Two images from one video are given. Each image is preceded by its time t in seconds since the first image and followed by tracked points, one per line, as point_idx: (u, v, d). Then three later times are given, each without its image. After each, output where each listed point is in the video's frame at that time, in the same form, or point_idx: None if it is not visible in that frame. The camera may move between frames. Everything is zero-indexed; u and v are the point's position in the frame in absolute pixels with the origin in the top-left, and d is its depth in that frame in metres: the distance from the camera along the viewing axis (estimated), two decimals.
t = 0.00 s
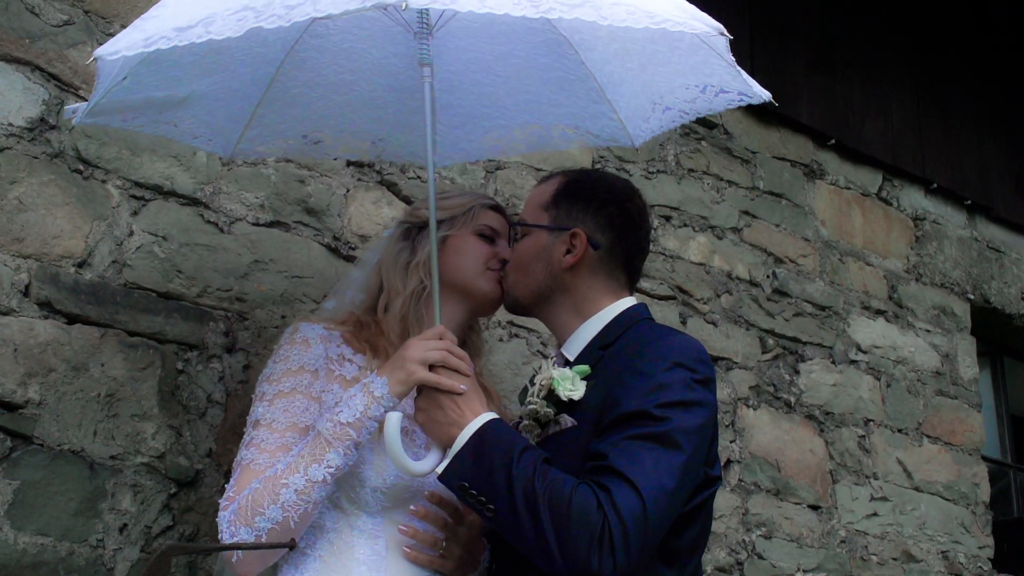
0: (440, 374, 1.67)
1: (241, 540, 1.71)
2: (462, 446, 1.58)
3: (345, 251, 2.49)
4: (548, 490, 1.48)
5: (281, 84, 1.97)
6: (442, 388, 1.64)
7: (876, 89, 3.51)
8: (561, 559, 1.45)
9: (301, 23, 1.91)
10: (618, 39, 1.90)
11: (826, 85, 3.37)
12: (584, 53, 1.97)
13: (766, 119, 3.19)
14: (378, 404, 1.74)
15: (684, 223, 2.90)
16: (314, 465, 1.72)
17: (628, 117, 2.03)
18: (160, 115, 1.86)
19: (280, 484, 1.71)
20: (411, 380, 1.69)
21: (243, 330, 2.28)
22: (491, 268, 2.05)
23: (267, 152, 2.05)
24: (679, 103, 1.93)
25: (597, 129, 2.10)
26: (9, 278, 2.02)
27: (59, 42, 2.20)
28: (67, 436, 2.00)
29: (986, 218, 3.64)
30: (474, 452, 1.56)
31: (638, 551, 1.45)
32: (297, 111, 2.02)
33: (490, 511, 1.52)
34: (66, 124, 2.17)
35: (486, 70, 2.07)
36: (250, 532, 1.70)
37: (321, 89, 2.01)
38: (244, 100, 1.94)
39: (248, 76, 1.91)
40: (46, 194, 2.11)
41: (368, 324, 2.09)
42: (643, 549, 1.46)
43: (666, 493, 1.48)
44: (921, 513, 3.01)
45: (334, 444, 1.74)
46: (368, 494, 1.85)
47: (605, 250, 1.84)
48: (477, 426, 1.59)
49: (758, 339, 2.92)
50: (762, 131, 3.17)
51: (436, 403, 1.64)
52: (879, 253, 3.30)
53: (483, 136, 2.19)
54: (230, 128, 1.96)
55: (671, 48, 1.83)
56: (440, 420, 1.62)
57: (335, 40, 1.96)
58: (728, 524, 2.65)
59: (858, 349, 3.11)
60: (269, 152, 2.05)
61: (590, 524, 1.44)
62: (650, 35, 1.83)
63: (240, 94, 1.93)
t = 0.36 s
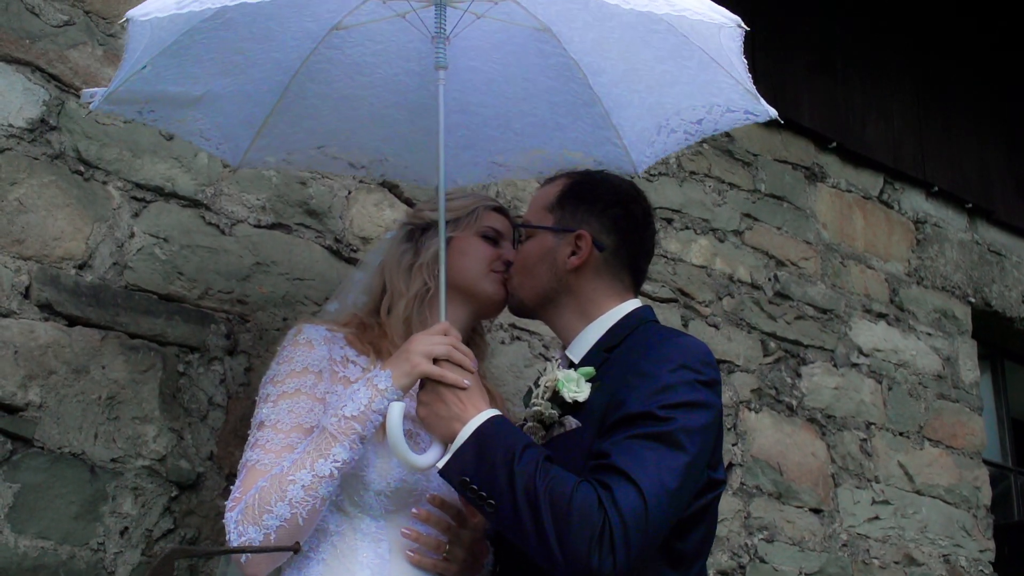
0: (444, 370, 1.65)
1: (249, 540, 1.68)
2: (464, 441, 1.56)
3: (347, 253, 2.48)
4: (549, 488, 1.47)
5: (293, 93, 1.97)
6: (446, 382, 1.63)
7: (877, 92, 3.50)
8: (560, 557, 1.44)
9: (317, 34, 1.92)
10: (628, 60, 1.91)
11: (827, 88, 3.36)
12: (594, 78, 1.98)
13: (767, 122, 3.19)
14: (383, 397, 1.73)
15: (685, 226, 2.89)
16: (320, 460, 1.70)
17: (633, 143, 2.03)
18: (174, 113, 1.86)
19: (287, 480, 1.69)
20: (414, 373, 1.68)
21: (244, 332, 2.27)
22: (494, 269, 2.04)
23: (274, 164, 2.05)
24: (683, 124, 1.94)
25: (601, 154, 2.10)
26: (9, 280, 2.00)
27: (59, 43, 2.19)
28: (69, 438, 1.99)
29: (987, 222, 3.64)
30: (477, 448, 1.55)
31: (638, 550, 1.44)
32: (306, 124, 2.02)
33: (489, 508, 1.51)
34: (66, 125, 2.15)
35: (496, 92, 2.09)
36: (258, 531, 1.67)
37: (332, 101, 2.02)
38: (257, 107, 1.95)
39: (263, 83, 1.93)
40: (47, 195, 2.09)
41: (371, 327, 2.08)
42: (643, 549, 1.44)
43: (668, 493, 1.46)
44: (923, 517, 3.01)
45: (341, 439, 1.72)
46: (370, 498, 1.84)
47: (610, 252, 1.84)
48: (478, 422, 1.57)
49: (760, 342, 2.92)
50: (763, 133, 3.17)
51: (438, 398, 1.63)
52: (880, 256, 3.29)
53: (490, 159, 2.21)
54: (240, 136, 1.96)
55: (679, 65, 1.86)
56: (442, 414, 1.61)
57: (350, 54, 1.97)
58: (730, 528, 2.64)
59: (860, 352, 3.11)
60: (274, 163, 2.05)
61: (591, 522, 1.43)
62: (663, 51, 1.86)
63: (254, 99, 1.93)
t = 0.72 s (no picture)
0: (450, 366, 1.64)
1: (257, 539, 1.66)
2: (468, 437, 1.53)
3: (349, 255, 2.47)
4: (552, 486, 1.45)
5: (301, 104, 1.99)
6: (452, 379, 1.61)
7: (878, 95, 3.50)
8: (562, 555, 1.41)
9: (329, 47, 1.94)
10: (634, 79, 1.94)
11: (828, 90, 3.36)
12: (598, 99, 2.02)
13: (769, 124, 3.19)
14: (387, 392, 1.72)
15: (687, 228, 2.88)
16: (327, 457, 1.69)
17: (635, 164, 2.06)
18: (184, 116, 1.84)
19: (294, 478, 1.67)
20: (420, 367, 1.67)
21: (245, 333, 2.26)
22: (498, 271, 2.04)
23: (278, 178, 2.05)
24: (686, 144, 1.96)
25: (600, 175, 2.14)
26: (10, 281, 1.99)
27: (59, 43, 2.17)
28: (69, 441, 1.97)
29: (988, 224, 3.65)
30: (480, 442, 1.53)
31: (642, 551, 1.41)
32: (311, 134, 2.03)
33: (493, 507, 1.49)
34: (67, 125, 2.14)
35: (499, 113, 2.14)
36: (267, 530, 1.65)
37: (338, 113, 2.04)
38: (264, 116, 1.95)
39: (271, 93, 1.93)
40: (47, 196, 2.08)
41: (374, 328, 2.08)
42: (646, 549, 1.41)
43: (673, 492, 1.44)
44: (924, 520, 3.00)
45: (347, 434, 1.71)
46: (375, 500, 1.83)
47: (615, 253, 1.83)
48: (483, 418, 1.55)
49: (762, 345, 2.91)
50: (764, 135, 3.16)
51: (443, 393, 1.61)
52: (881, 259, 3.29)
53: (491, 183, 2.25)
54: (247, 146, 1.96)
55: (684, 83, 1.87)
56: (446, 410, 1.59)
57: (359, 68, 2.00)
58: (733, 531, 2.64)
59: (861, 354, 3.10)
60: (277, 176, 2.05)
61: (594, 521, 1.41)
62: (669, 69, 1.87)
63: (261, 108, 1.93)
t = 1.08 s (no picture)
0: (456, 366, 1.63)
1: (265, 539, 1.65)
2: (473, 436, 1.52)
3: (350, 256, 2.47)
4: (557, 486, 1.44)
5: (308, 117, 1.99)
6: (458, 377, 1.60)
7: (878, 97, 3.50)
8: (566, 555, 1.40)
9: (337, 59, 1.96)
10: (636, 94, 1.97)
11: (829, 91, 3.36)
12: (601, 117, 2.05)
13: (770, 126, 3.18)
14: (394, 390, 1.72)
15: (689, 229, 2.88)
16: (334, 454, 1.68)
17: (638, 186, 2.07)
18: (193, 121, 1.84)
19: (302, 476, 1.67)
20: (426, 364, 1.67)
21: (246, 334, 2.24)
22: (502, 272, 2.03)
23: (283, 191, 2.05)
24: (688, 159, 1.98)
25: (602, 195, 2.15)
26: (9, 281, 1.98)
27: (59, 43, 2.16)
28: (70, 442, 1.96)
29: (989, 226, 3.64)
30: (484, 441, 1.52)
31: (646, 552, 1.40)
32: (317, 144, 2.03)
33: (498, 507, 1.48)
34: (67, 125, 2.13)
35: (502, 131, 2.15)
36: (275, 529, 1.65)
37: (344, 127, 2.04)
38: (271, 128, 1.95)
39: (279, 104, 1.94)
40: (47, 197, 2.07)
41: (378, 328, 2.07)
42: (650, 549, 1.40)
43: (678, 492, 1.43)
44: (926, 522, 3.00)
45: (353, 432, 1.70)
46: (378, 502, 1.82)
47: (620, 253, 1.82)
48: (488, 417, 1.54)
49: (764, 347, 2.91)
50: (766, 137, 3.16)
51: (447, 392, 1.60)
52: (882, 261, 3.29)
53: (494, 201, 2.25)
54: (253, 158, 1.96)
55: (688, 97, 1.89)
56: (451, 408, 1.58)
57: (365, 82, 2.01)
58: (735, 534, 2.63)
59: (862, 356, 3.10)
60: (281, 190, 2.05)
61: (599, 520, 1.40)
62: (672, 83, 1.89)
63: (269, 119, 1.94)
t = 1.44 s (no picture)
0: (462, 366, 1.62)
1: (271, 540, 1.64)
2: (480, 437, 1.52)
3: (351, 256, 2.46)
4: (563, 486, 1.43)
5: (312, 126, 1.99)
6: (464, 379, 1.60)
7: (879, 99, 3.49)
8: (571, 554, 1.40)
9: (342, 67, 1.96)
10: (641, 105, 1.96)
11: (830, 92, 3.35)
12: (603, 128, 2.05)
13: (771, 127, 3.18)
14: (399, 391, 1.71)
15: (690, 230, 2.87)
16: (340, 454, 1.67)
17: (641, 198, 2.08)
18: (199, 126, 1.84)
19: (308, 476, 1.65)
20: (432, 365, 1.66)
21: (248, 335, 2.23)
22: (506, 271, 2.02)
23: (287, 200, 2.06)
24: (691, 169, 1.99)
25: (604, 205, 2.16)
26: (10, 282, 1.97)
27: (59, 43, 2.15)
28: (71, 444, 1.95)
29: (990, 227, 3.64)
30: (491, 442, 1.51)
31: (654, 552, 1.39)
32: (321, 150, 2.03)
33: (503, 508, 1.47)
34: (68, 125, 2.12)
35: (505, 144, 2.15)
36: (281, 530, 1.63)
37: (348, 136, 2.04)
38: (275, 136, 1.95)
39: (284, 112, 1.94)
40: (48, 197, 2.06)
41: (381, 328, 2.06)
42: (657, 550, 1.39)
43: (685, 492, 1.42)
44: (928, 524, 3.00)
45: (360, 432, 1.69)
46: (382, 502, 1.81)
47: (626, 253, 1.82)
48: (495, 418, 1.53)
49: (765, 348, 2.90)
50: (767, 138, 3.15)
51: (453, 392, 1.59)
52: (884, 262, 3.28)
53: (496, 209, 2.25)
54: (257, 166, 1.96)
55: (693, 107, 1.89)
56: (457, 410, 1.57)
57: (370, 90, 2.01)
58: (737, 535, 2.62)
59: (864, 358, 3.09)
60: (284, 198, 2.06)
61: (606, 520, 1.39)
62: (677, 93, 1.88)
63: (274, 126, 1.94)
